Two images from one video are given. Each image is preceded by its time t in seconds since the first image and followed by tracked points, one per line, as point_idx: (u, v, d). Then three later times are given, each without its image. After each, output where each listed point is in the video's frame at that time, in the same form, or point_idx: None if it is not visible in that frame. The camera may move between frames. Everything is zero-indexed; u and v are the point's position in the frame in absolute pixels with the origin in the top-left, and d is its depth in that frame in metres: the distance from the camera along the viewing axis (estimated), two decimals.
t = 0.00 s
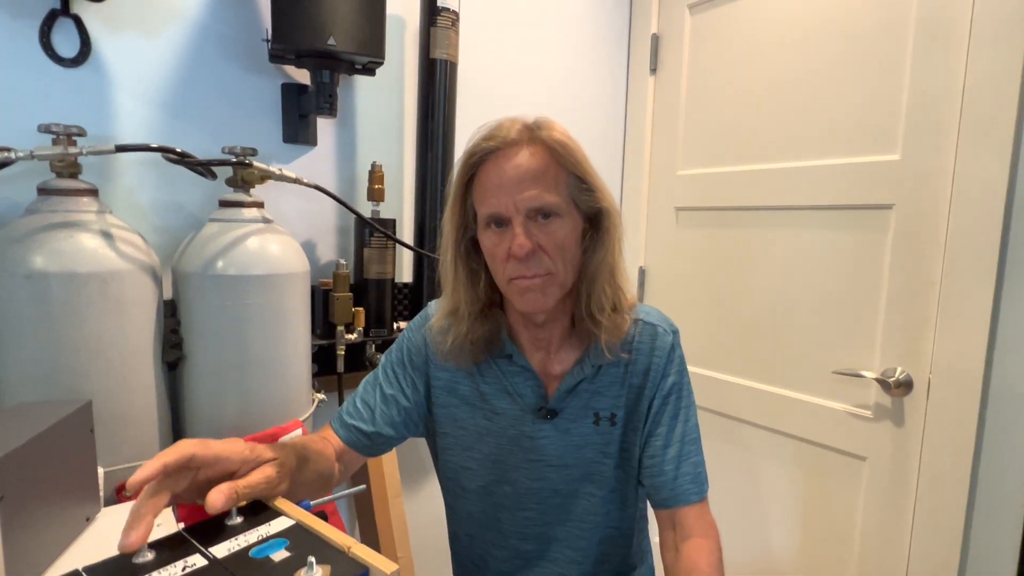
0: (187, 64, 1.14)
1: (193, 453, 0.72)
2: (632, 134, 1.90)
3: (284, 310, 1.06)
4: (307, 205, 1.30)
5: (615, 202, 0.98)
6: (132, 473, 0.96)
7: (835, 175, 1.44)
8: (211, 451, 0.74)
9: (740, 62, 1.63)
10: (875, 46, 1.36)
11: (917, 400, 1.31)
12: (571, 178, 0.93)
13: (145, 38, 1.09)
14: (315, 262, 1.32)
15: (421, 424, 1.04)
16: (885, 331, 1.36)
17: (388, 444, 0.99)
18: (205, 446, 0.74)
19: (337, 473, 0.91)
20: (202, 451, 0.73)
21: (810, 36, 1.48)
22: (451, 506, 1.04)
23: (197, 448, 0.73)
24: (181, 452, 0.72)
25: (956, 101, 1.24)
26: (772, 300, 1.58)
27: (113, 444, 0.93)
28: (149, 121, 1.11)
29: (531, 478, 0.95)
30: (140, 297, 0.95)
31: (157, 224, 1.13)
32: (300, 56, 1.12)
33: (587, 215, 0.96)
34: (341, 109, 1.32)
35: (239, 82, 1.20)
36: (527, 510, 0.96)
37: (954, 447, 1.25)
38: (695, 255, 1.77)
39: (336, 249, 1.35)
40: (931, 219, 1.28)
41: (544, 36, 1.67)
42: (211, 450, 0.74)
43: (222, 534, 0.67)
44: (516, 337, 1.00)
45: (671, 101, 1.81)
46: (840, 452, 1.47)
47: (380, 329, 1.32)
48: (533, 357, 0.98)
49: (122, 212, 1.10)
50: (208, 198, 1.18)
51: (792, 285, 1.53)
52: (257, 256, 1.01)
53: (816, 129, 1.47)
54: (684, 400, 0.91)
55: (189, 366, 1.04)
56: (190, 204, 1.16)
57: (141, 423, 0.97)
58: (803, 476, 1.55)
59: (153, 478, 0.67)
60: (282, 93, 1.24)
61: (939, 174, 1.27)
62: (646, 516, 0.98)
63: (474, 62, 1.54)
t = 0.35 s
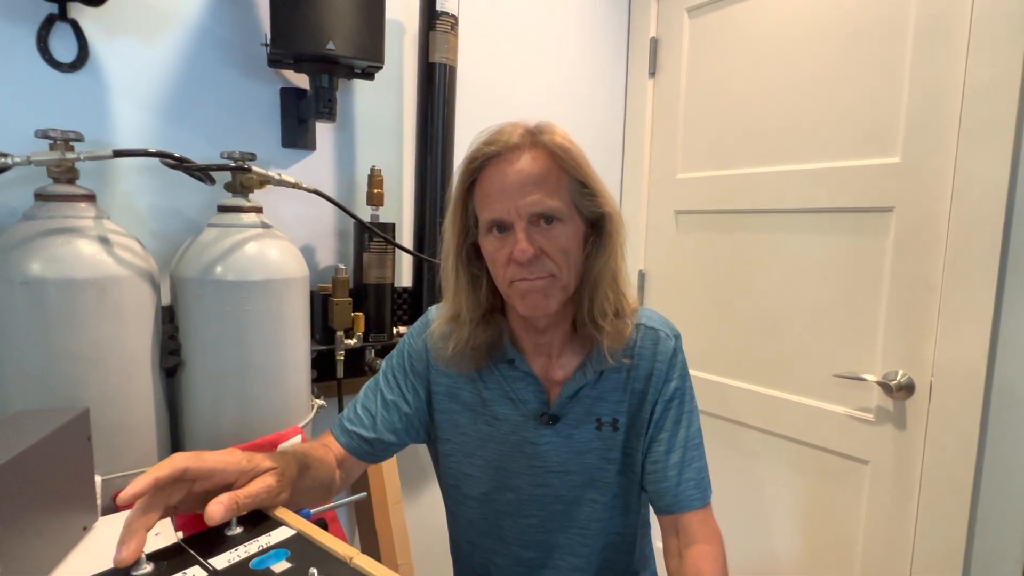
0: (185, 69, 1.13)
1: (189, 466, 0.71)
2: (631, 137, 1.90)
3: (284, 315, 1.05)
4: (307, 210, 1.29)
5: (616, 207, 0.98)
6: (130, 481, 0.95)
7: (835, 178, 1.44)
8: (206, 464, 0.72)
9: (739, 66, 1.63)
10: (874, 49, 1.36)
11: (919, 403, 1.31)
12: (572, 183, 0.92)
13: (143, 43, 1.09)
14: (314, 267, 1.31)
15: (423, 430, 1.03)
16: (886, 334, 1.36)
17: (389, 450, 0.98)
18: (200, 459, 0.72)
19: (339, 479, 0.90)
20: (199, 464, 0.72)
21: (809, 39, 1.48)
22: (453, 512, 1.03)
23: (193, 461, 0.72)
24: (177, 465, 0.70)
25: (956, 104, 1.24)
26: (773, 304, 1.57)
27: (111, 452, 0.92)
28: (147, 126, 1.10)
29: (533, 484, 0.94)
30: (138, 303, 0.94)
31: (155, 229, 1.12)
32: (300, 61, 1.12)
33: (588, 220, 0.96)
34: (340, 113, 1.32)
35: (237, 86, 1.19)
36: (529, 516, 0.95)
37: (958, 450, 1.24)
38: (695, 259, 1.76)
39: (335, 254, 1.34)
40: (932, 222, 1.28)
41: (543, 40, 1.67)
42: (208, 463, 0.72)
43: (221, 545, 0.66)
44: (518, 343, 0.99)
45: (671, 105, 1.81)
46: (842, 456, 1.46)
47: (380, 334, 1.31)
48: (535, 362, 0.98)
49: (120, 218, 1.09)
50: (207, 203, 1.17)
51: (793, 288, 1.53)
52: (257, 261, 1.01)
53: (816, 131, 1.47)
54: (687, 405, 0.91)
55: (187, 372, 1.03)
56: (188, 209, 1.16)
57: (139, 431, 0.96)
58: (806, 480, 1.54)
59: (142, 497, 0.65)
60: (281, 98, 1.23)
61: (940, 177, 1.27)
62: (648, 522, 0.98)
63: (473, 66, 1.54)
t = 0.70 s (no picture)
0: (174, 69, 1.12)
1: (176, 478, 0.69)
2: (624, 138, 1.90)
3: (275, 318, 1.04)
4: (298, 211, 1.28)
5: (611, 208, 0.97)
6: (117, 488, 0.93)
7: (828, 178, 1.44)
8: (193, 474, 0.71)
9: (731, 67, 1.64)
10: (866, 50, 1.36)
11: (912, 403, 1.31)
12: (567, 183, 0.92)
13: (130, 42, 1.07)
14: (306, 270, 1.30)
15: (417, 432, 1.02)
16: (879, 334, 1.36)
17: (382, 453, 0.97)
18: (187, 469, 0.71)
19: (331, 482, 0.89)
20: (186, 476, 0.70)
21: (801, 40, 1.48)
22: (447, 516, 1.02)
23: (179, 472, 0.70)
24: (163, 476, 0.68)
25: (948, 104, 1.24)
26: (767, 305, 1.57)
27: (98, 457, 0.91)
28: (135, 127, 1.09)
29: (525, 489, 0.93)
30: (125, 306, 0.93)
31: (143, 231, 1.11)
32: (290, 61, 1.11)
33: (583, 220, 0.95)
34: (331, 114, 1.31)
35: (227, 86, 1.18)
36: (522, 520, 0.94)
37: (951, 450, 1.24)
38: (689, 259, 1.76)
39: (327, 255, 1.33)
40: (924, 222, 1.28)
41: (536, 40, 1.66)
42: (195, 474, 0.71)
43: (209, 554, 0.65)
44: (512, 344, 0.99)
45: (664, 105, 1.80)
46: (836, 456, 1.46)
47: (373, 336, 1.29)
48: (529, 363, 0.97)
49: (107, 220, 1.07)
50: (196, 205, 1.16)
51: (787, 289, 1.53)
52: (247, 264, 0.99)
53: (809, 132, 1.47)
54: (691, 409, 0.91)
55: (176, 376, 1.02)
56: (177, 211, 1.14)
57: (127, 436, 0.94)
58: (800, 480, 1.54)
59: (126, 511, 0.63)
60: (272, 98, 1.22)
61: (932, 177, 1.27)
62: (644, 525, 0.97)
63: (466, 66, 1.53)
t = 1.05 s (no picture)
0: (167, 70, 1.12)
1: (167, 484, 0.68)
2: (620, 141, 1.90)
3: (269, 321, 1.03)
4: (293, 214, 1.27)
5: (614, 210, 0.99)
6: (109, 492, 0.92)
7: (823, 180, 1.44)
8: (186, 481, 0.69)
9: (727, 69, 1.64)
10: (860, 52, 1.37)
11: (908, 404, 1.31)
12: (573, 184, 0.93)
13: (124, 44, 1.07)
14: (301, 272, 1.30)
15: (412, 433, 1.02)
16: (875, 336, 1.36)
17: (378, 454, 0.97)
18: (180, 475, 0.69)
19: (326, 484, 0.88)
20: (178, 482, 0.68)
21: (796, 42, 1.48)
22: (444, 520, 1.02)
23: (172, 479, 0.68)
24: (155, 482, 0.67)
25: (942, 106, 1.25)
26: (762, 306, 1.57)
27: (90, 462, 0.90)
28: (129, 129, 1.08)
29: (522, 492, 0.92)
30: (117, 310, 0.92)
31: (136, 234, 1.10)
32: (285, 63, 1.11)
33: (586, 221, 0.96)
34: (326, 116, 1.30)
35: (221, 88, 1.17)
36: (519, 524, 0.94)
37: (946, 451, 1.25)
38: (685, 261, 1.76)
39: (322, 258, 1.33)
40: (918, 224, 1.29)
41: (531, 42, 1.66)
42: (188, 480, 0.69)
43: (200, 559, 0.65)
44: (513, 346, 0.99)
45: (659, 108, 1.81)
46: (832, 458, 1.46)
47: (367, 339, 1.29)
48: (528, 365, 0.97)
49: (100, 222, 1.07)
50: (190, 207, 1.15)
51: (783, 291, 1.53)
52: (241, 267, 0.99)
53: (804, 134, 1.47)
54: (700, 411, 0.94)
55: (169, 380, 1.01)
56: (171, 213, 1.14)
57: (119, 441, 0.94)
58: (797, 482, 1.54)
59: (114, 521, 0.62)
60: (266, 100, 1.22)
61: (926, 179, 1.27)
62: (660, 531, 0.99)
63: (462, 68, 1.53)
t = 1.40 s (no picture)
0: (166, 76, 1.12)
1: (163, 490, 0.67)
2: (617, 145, 1.90)
3: (267, 326, 1.03)
4: (291, 219, 1.28)
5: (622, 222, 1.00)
6: (106, 498, 0.92)
7: (819, 185, 1.45)
8: (182, 487, 0.69)
9: (723, 74, 1.65)
10: (855, 57, 1.38)
11: (905, 408, 1.32)
12: (584, 197, 0.94)
13: (122, 49, 1.07)
14: (299, 277, 1.30)
15: (413, 434, 1.02)
16: (872, 339, 1.37)
17: (378, 454, 0.96)
18: (175, 482, 0.69)
19: (325, 486, 0.88)
20: (174, 488, 0.68)
21: (791, 47, 1.49)
22: (444, 521, 1.02)
23: (167, 485, 0.68)
24: (150, 489, 0.67)
25: (936, 110, 1.25)
26: (760, 310, 1.58)
27: (87, 468, 0.90)
28: (127, 135, 1.09)
29: (523, 493, 0.93)
30: (115, 316, 0.92)
31: (134, 239, 1.10)
32: (283, 68, 1.11)
33: (594, 233, 0.97)
34: (324, 121, 1.31)
35: (219, 94, 1.18)
36: (518, 527, 0.94)
37: (944, 454, 1.25)
38: (682, 265, 1.76)
39: (320, 263, 1.33)
40: (914, 228, 1.29)
41: (528, 47, 1.67)
42: (184, 487, 0.69)
43: (197, 564, 0.64)
44: (518, 351, 0.99)
45: (656, 112, 1.81)
46: (830, 461, 1.46)
47: (366, 344, 1.30)
48: (530, 367, 0.98)
49: (97, 228, 1.07)
50: (188, 213, 1.15)
51: (780, 294, 1.53)
52: (238, 272, 0.99)
53: (800, 139, 1.48)
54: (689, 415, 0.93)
55: (167, 386, 1.01)
56: (169, 218, 1.14)
57: (117, 447, 0.93)
58: (795, 486, 1.54)
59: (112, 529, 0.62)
60: (264, 106, 1.22)
61: (921, 183, 1.28)
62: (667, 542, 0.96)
63: (459, 73, 1.54)
